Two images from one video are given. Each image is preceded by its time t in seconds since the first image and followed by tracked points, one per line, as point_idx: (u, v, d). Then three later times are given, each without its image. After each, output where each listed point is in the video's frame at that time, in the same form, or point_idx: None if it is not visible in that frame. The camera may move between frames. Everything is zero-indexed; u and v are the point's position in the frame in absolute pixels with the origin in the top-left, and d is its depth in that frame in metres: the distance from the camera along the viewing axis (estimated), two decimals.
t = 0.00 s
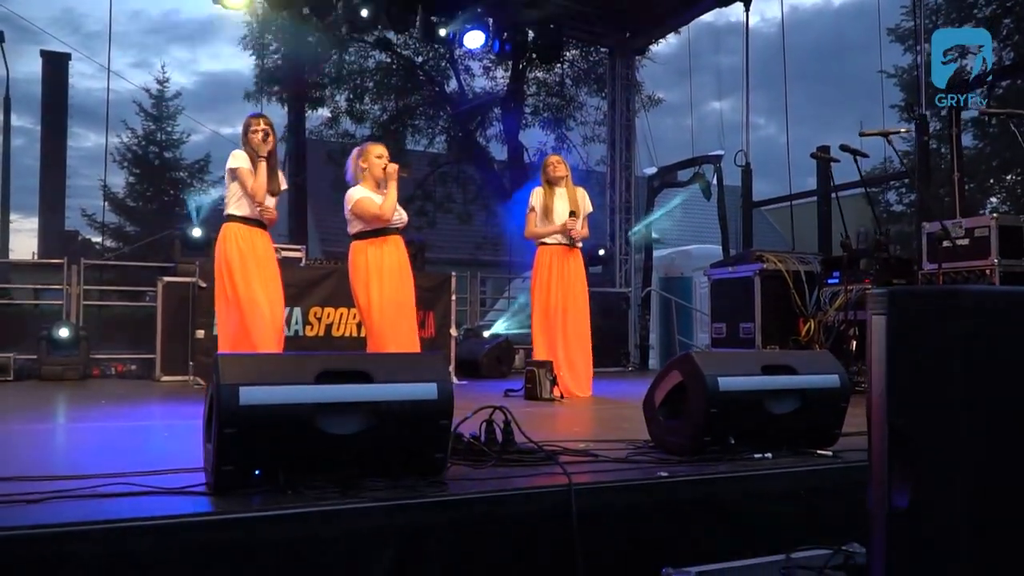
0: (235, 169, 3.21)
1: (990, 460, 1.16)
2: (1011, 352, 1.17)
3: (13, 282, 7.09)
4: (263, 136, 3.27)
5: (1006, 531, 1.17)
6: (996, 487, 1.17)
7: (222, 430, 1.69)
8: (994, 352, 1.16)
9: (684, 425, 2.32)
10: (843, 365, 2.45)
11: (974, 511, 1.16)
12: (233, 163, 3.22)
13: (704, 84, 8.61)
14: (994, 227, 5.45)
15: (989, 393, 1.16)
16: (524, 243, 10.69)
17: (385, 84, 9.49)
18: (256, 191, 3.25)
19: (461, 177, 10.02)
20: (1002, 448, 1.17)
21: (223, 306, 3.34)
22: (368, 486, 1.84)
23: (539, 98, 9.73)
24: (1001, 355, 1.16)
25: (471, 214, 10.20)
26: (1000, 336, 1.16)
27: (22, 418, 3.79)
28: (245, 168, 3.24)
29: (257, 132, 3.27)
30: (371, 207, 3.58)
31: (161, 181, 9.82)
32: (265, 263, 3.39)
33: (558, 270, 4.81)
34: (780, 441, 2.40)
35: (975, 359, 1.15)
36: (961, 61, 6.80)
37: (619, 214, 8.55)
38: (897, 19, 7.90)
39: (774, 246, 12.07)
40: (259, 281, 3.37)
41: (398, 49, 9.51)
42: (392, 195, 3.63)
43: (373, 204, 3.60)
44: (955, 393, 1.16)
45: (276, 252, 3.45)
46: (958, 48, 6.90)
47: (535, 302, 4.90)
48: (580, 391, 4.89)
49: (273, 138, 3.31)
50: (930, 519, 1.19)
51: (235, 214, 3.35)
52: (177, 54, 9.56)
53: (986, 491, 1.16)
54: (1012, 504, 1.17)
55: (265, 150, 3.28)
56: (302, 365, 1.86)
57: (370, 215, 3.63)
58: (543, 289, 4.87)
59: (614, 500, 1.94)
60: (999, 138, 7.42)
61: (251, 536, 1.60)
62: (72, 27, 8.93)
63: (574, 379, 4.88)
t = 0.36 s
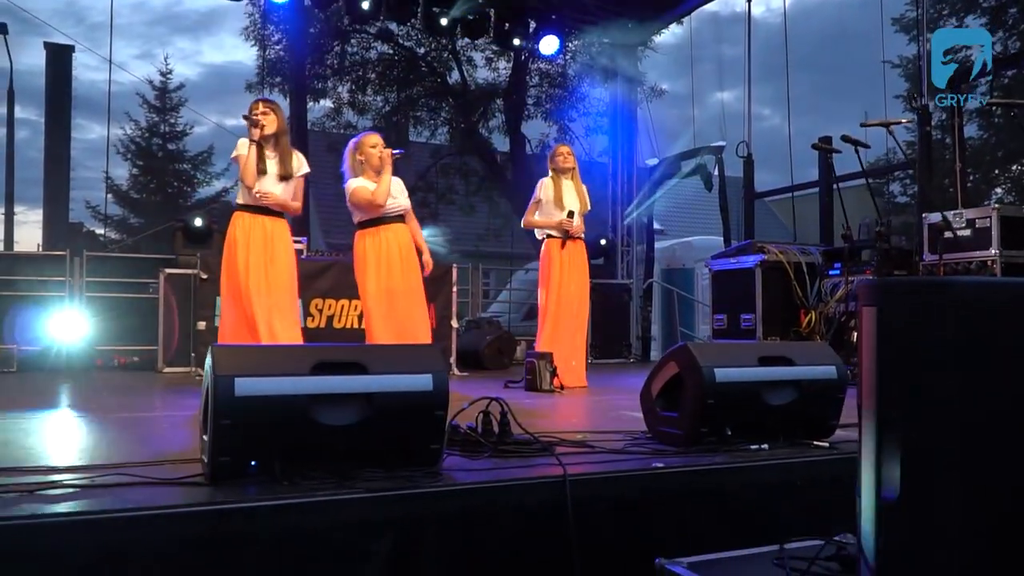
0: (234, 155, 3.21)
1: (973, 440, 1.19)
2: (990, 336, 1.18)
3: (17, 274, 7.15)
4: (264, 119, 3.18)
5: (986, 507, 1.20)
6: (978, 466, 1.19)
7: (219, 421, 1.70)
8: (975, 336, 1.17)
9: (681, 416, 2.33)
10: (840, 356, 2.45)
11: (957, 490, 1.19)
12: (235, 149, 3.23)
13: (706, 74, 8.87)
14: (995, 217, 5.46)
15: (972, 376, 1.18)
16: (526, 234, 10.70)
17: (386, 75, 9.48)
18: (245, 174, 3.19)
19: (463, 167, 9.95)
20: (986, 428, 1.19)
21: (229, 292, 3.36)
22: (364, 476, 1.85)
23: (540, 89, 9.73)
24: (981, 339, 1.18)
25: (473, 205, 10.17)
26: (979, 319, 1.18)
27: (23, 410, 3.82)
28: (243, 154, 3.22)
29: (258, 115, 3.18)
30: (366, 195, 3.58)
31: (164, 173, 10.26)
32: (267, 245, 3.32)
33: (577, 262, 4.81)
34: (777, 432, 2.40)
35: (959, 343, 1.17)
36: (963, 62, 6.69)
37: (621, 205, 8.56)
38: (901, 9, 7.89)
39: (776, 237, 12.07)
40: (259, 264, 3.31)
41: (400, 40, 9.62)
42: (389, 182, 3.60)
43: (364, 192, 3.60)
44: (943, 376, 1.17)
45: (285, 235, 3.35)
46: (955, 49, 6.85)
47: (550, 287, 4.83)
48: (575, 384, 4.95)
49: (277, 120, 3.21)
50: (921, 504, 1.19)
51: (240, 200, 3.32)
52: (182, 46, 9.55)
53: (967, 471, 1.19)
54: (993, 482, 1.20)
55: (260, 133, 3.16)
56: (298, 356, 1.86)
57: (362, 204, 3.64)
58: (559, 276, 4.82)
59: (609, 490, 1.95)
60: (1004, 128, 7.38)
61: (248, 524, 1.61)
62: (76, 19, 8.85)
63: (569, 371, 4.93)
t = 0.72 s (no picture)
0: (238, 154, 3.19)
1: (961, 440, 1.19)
2: (981, 334, 1.18)
3: (19, 268, 7.18)
4: (267, 113, 3.20)
5: (974, 506, 1.21)
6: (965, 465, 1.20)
7: (210, 415, 1.71)
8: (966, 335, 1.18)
9: (675, 410, 2.33)
10: (834, 350, 2.45)
11: (944, 490, 1.19)
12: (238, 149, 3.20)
13: (707, 68, 8.95)
14: (992, 211, 5.47)
15: (962, 375, 1.18)
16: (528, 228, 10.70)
17: (388, 68, 9.51)
18: (251, 172, 3.16)
19: (465, 161, 9.92)
20: (974, 427, 1.20)
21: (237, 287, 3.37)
22: (355, 469, 1.85)
23: (542, 82, 9.71)
24: (972, 338, 1.18)
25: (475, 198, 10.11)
26: (971, 318, 1.18)
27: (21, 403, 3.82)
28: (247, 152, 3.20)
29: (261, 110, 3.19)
30: (359, 205, 3.70)
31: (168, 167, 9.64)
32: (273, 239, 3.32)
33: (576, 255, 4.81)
34: (771, 425, 2.40)
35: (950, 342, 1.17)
36: (959, 66, 6.78)
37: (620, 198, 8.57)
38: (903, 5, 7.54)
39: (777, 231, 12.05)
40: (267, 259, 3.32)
41: (401, 32, 9.61)
42: (377, 195, 3.67)
43: (361, 201, 3.71)
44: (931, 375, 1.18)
45: (294, 229, 3.34)
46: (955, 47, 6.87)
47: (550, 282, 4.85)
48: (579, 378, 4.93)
49: (281, 114, 3.23)
50: (907, 501, 1.19)
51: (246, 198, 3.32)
52: (185, 37, 9.40)
53: (957, 469, 1.19)
54: (981, 480, 1.21)
55: (264, 128, 3.16)
56: (289, 350, 1.87)
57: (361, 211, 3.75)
58: (559, 270, 4.85)
59: (600, 484, 1.95)
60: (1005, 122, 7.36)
61: (238, 518, 1.62)
62: (76, 11, 8.89)
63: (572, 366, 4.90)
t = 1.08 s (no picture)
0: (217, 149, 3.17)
1: (944, 439, 1.19)
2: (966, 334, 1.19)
3: (9, 261, 7.19)
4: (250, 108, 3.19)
5: (952, 505, 1.21)
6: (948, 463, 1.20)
7: (194, 409, 1.70)
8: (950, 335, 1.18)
9: (662, 404, 2.33)
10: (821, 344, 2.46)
11: (924, 490, 1.19)
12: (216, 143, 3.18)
13: (700, 63, 8.99)
14: (981, 206, 5.49)
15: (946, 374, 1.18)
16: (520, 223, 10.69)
17: (380, 61, 9.48)
18: (238, 169, 3.17)
19: (456, 154, 9.74)
20: (956, 426, 1.20)
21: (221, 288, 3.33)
22: (342, 463, 1.85)
23: (535, 77, 9.74)
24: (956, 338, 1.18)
25: (466, 189, 9.89)
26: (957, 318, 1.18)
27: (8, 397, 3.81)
28: (227, 147, 3.19)
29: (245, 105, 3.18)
30: (355, 196, 3.67)
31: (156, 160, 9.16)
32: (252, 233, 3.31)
33: (559, 248, 4.79)
34: (758, 419, 2.41)
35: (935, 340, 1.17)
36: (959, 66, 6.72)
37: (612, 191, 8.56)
38: None
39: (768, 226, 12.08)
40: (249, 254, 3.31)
41: (393, 25, 9.57)
42: (376, 187, 3.64)
43: (359, 192, 3.67)
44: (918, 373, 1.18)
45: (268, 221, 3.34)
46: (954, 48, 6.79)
47: (535, 276, 4.87)
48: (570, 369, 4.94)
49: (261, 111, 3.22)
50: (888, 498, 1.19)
51: (220, 191, 3.30)
52: (174, 29, 9.14)
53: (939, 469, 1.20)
54: (962, 480, 1.21)
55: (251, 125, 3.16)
56: (275, 344, 1.87)
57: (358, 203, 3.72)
58: (544, 264, 4.85)
59: (587, 478, 1.95)
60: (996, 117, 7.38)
61: (223, 512, 1.61)
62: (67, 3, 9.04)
63: (567, 356, 4.93)
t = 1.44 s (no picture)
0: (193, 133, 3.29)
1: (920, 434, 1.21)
2: (938, 330, 1.20)
3: None
4: (225, 94, 3.29)
5: (929, 496, 1.22)
6: (924, 457, 1.21)
7: (181, 403, 1.70)
8: (925, 330, 1.19)
9: (650, 397, 2.34)
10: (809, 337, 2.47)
11: (900, 481, 1.20)
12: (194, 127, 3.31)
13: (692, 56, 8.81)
14: (969, 200, 5.53)
15: (921, 369, 1.20)
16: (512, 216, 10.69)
17: (371, 54, 9.44)
18: (208, 152, 3.27)
19: (449, 148, 9.87)
20: (931, 420, 1.21)
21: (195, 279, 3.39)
22: (329, 458, 1.85)
23: (527, 69, 9.72)
24: (930, 334, 1.20)
25: (459, 184, 10.03)
26: (930, 313, 1.20)
27: None
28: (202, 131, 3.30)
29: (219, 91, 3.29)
30: (355, 183, 3.64)
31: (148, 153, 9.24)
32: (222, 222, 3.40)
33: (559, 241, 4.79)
34: (745, 413, 2.42)
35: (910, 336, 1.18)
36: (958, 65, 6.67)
37: (603, 185, 8.56)
38: None
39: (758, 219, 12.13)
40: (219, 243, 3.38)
41: (384, 18, 9.54)
42: (376, 172, 3.62)
43: (358, 178, 3.64)
44: (895, 369, 1.19)
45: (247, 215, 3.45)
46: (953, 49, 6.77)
47: (529, 268, 4.86)
48: (557, 363, 4.94)
49: (236, 95, 3.32)
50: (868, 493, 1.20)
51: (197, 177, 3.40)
52: (166, 21, 9.25)
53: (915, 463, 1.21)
54: (937, 473, 1.22)
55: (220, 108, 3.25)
56: (262, 338, 1.87)
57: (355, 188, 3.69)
58: (540, 257, 4.85)
59: (575, 471, 1.96)
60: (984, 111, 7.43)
61: (210, 506, 1.61)
62: None
63: (552, 351, 4.92)
